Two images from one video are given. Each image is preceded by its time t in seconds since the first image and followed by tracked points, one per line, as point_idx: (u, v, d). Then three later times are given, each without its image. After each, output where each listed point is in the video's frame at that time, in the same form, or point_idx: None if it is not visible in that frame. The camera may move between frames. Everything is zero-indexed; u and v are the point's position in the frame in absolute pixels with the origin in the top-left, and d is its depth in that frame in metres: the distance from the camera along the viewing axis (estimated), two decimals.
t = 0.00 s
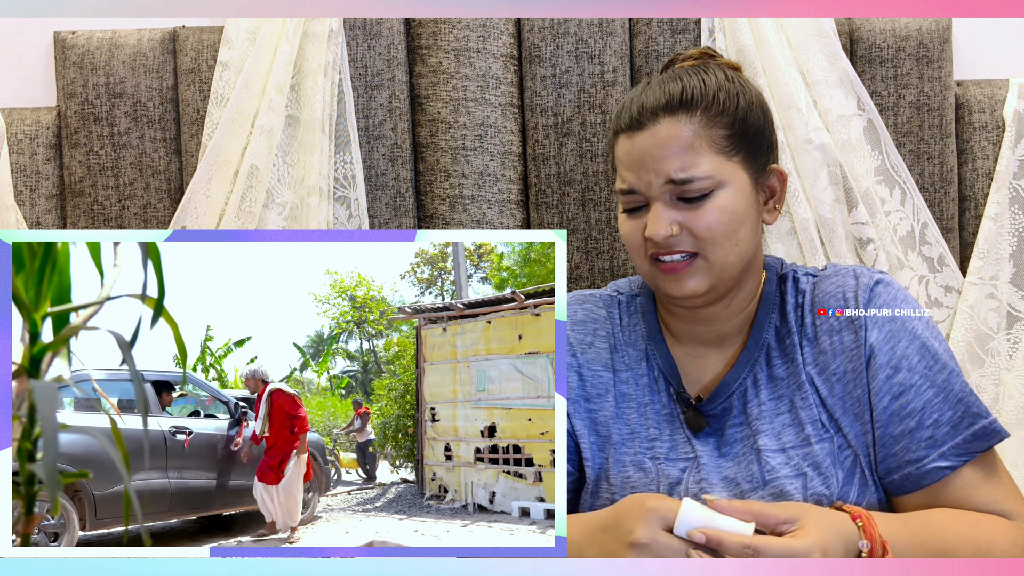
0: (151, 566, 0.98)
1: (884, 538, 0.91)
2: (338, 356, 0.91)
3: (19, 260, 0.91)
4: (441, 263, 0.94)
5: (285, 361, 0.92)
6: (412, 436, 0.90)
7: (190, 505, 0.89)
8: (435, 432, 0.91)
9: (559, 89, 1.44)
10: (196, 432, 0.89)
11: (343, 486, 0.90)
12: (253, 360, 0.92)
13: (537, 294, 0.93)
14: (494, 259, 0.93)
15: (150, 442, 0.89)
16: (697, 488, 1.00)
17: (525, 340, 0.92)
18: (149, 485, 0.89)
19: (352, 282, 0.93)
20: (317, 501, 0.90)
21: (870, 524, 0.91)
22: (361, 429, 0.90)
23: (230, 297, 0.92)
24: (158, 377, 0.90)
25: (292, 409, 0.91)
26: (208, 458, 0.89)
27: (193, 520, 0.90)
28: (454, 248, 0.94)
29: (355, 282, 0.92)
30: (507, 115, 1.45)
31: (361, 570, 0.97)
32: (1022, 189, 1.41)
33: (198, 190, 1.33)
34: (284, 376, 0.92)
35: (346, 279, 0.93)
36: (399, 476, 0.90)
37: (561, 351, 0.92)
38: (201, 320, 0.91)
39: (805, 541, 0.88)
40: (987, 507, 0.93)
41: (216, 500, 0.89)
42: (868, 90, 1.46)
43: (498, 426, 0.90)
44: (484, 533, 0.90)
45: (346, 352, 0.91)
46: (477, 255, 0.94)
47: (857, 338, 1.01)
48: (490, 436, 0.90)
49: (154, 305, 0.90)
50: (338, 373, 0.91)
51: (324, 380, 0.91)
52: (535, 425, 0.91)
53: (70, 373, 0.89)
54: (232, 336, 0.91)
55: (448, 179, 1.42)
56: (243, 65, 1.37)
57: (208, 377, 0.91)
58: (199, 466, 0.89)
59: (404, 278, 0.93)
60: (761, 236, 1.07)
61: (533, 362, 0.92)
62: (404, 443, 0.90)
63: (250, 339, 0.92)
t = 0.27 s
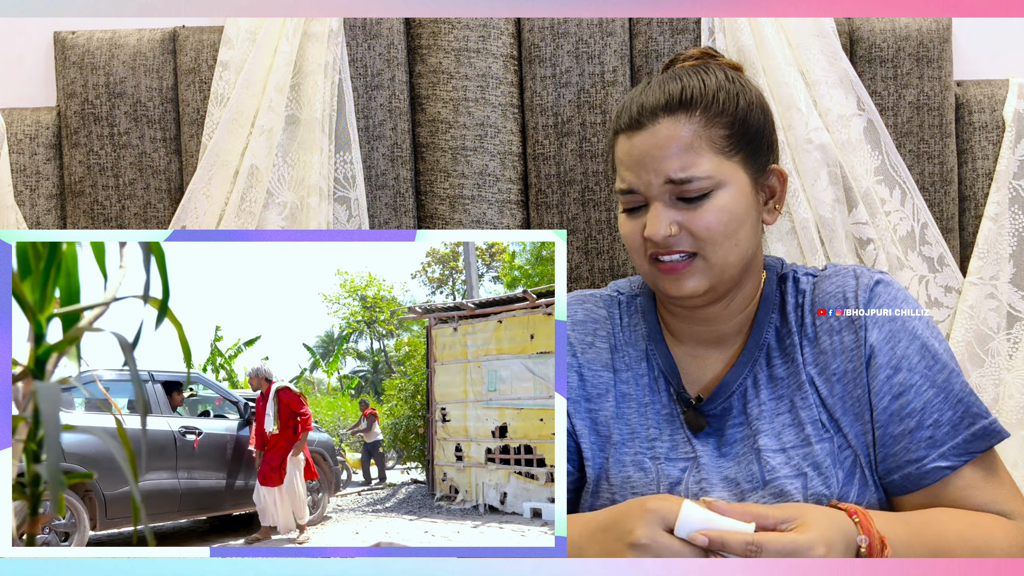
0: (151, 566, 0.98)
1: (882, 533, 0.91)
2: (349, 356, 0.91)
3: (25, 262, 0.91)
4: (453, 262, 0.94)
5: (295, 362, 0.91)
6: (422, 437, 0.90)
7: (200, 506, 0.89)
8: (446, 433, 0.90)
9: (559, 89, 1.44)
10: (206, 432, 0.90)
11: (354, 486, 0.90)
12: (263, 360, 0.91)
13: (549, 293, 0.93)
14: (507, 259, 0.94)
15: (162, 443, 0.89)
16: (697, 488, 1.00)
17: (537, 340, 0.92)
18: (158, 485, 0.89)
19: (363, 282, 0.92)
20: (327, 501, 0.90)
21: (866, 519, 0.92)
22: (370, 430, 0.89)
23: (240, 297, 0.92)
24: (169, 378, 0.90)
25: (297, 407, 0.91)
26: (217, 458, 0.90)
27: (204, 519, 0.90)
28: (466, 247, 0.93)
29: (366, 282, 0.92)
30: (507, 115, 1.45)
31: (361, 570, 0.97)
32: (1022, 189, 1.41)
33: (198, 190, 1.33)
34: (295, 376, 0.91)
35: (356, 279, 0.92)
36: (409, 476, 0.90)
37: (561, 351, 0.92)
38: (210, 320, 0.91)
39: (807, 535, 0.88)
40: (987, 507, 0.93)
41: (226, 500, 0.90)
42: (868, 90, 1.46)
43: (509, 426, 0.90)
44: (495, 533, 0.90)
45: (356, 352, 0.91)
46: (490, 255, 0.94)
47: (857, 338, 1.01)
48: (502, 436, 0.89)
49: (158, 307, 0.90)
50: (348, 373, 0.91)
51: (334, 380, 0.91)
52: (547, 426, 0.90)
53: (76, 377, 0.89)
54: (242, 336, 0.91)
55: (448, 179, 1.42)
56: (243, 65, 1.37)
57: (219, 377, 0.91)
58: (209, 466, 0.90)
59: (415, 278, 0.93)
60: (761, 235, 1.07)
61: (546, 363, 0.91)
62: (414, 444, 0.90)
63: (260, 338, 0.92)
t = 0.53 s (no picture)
0: (151, 566, 0.98)
1: (881, 530, 0.91)
2: (359, 355, 0.91)
3: (30, 255, 0.90)
4: (465, 261, 0.93)
5: (305, 362, 0.91)
6: (433, 437, 0.90)
7: (210, 506, 0.89)
8: (457, 433, 0.90)
9: (559, 89, 1.44)
10: (217, 432, 0.90)
11: (364, 487, 0.90)
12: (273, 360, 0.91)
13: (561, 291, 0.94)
14: (519, 257, 0.94)
15: (171, 442, 0.89)
16: (696, 488, 1.00)
17: (549, 339, 0.91)
18: (168, 485, 0.88)
19: (373, 281, 0.92)
20: (337, 501, 0.90)
21: (864, 517, 0.92)
22: (371, 429, 0.90)
23: (248, 297, 0.91)
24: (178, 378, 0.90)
25: (299, 405, 0.91)
26: (227, 459, 0.90)
27: (214, 519, 0.90)
28: (477, 247, 0.93)
29: (376, 281, 0.92)
30: (507, 115, 1.45)
31: (361, 570, 0.97)
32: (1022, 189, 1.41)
33: (198, 190, 1.33)
34: (305, 376, 0.91)
35: (366, 278, 0.92)
36: (419, 476, 0.90)
37: (561, 351, 0.92)
38: (220, 321, 0.91)
39: (808, 532, 0.88)
40: (987, 507, 0.94)
41: (236, 500, 0.90)
42: (868, 90, 1.47)
43: (521, 426, 0.90)
44: (506, 533, 0.90)
45: (366, 351, 0.91)
46: (501, 254, 0.94)
47: (857, 338, 1.01)
48: (514, 436, 0.90)
49: (166, 305, 0.90)
50: (359, 372, 0.91)
51: (344, 380, 0.91)
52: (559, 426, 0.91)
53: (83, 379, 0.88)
54: (252, 336, 0.91)
55: (448, 179, 1.42)
56: (243, 65, 1.37)
57: (229, 377, 0.91)
58: (219, 466, 0.90)
59: (426, 276, 0.93)
60: (761, 236, 1.07)
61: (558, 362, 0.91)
62: (425, 444, 0.90)
63: (270, 338, 0.91)
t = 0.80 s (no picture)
0: (151, 566, 0.98)
1: (879, 528, 0.91)
2: (366, 355, 0.91)
3: (35, 258, 0.91)
4: (474, 260, 0.93)
5: (312, 361, 0.92)
6: (441, 436, 0.91)
7: (217, 505, 0.90)
8: (464, 432, 0.91)
9: (559, 89, 1.44)
10: (223, 432, 0.91)
11: (371, 486, 0.91)
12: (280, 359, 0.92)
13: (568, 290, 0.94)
14: (527, 255, 0.94)
15: (178, 441, 0.90)
16: (697, 488, 1.00)
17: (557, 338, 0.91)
18: (175, 484, 0.89)
19: (382, 281, 0.92)
20: (344, 501, 0.90)
21: (861, 515, 0.92)
22: (372, 429, 0.91)
23: (254, 297, 0.92)
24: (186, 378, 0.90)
25: (302, 403, 0.91)
26: (234, 457, 0.91)
27: (220, 518, 0.91)
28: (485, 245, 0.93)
29: (384, 280, 0.92)
30: (507, 115, 1.45)
31: (361, 570, 0.97)
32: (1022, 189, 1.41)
33: (198, 190, 1.33)
34: (312, 375, 0.92)
35: (374, 278, 0.92)
36: (428, 475, 0.91)
37: (561, 351, 0.92)
38: (229, 321, 0.91)
39: (807, 531, 0.88)
40: (987, 507, 0.94)
41: (243, 499, 0.90)
42: (868, 90, 1.47)
43: (529, 425, 0.91)
44: (515, 534, 0.90)
45: (374, 351, 0.91)
46: (510, 253, 0.94)
47: (857, 338, 1.01)
48: (522, 436, 0.90)
49: (168, 302, 0.90)
50: (366, 372, 0.91)
51: (352, 380, 0.91)
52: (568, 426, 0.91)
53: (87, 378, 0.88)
54: (259, 336, 0.91)
55: (448, 179, 1.42)
56: (243, 65, 1.38)
57: (237, 377, 0.91)
58: (227, 465, 0.91)
59: (434, 276, 0.93)
60: (761, 236, 1.07)
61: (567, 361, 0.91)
62: (433, 443, 0.91)
63: (276, 338, 0.92)
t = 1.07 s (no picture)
0: (151, 566, 0.97)
1: (879, 529, 0.91)
2: (370, 356, 0.91)
3: (33, 258, 0.90)
4: (478, 259, 0.93)
5: (316, 361, 0.92)
6: (445, 436, 0.90)
7: (221, 504, 0.90)
8: (469, 432, 0.90)
9: (559, 89, 1.44)
10: (227, 432, 0.91)
11: (376, 485, 0.91)
12: (284, 360, 0.91)
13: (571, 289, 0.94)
14: (532, 255, 0.93)
15: (181, 441, 0.90)
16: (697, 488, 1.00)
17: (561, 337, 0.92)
18: (179, 485, 0.89)
19: (386, 280, 0.92)
20: (347, 501, 0.90)
21: (861, 515, 0.92)
22: (370, 428, 0.91)
23: (258, 296, 0.92)
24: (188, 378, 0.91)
25: (302, 403, 0.91)
26: (237, 457, 0.91)
27: (223, 518, 0.91)
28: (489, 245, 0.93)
29: (389, 280, 0.92)
30: (507, 115, 1.45)
31: (361, 570, 0.97)
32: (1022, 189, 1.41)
33: (198, 190, 1.33)
34: (316, 375, 0.92)
35: (379, 277, 0.92)
36: (432, 476, 0.90)
37: (561, 351, 0.92)
38: (232, 322, 0.91)
39: (807, 532, 0.88)
40: (987, 507, 0.94)
41: (246, 498, 0.90)
42: (868, 90, 1.46)
43: (534, 425, 0.91)
44: (519, 534, 0.90)
45: (378, 351, 0.91)
46: (515, 252, 0.94)
47: (856, 338, 1.01)
48: (526, 436, 0.90)
49: (164, 300, 0.90)
50: (370, 372, 0.91)
51: (356, 379, 0.91)
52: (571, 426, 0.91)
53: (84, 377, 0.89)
54: (263, 336, 0.91)
55: (448, 179, 1.43)
56: (243, 65, 1.38)
57: (240, 378, 0.91)
58: (230, 465, 0.91)
59: (439, 276, 0.93)
60: (761, 236, 1.07)
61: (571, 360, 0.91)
62: (437, 443, 0.90)
63: (281, 338, 0.92)
